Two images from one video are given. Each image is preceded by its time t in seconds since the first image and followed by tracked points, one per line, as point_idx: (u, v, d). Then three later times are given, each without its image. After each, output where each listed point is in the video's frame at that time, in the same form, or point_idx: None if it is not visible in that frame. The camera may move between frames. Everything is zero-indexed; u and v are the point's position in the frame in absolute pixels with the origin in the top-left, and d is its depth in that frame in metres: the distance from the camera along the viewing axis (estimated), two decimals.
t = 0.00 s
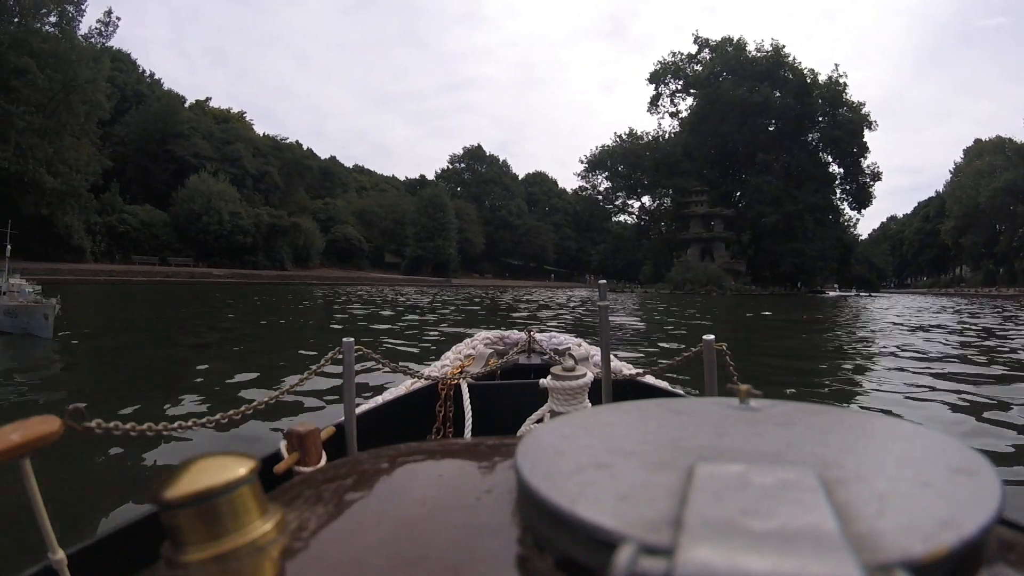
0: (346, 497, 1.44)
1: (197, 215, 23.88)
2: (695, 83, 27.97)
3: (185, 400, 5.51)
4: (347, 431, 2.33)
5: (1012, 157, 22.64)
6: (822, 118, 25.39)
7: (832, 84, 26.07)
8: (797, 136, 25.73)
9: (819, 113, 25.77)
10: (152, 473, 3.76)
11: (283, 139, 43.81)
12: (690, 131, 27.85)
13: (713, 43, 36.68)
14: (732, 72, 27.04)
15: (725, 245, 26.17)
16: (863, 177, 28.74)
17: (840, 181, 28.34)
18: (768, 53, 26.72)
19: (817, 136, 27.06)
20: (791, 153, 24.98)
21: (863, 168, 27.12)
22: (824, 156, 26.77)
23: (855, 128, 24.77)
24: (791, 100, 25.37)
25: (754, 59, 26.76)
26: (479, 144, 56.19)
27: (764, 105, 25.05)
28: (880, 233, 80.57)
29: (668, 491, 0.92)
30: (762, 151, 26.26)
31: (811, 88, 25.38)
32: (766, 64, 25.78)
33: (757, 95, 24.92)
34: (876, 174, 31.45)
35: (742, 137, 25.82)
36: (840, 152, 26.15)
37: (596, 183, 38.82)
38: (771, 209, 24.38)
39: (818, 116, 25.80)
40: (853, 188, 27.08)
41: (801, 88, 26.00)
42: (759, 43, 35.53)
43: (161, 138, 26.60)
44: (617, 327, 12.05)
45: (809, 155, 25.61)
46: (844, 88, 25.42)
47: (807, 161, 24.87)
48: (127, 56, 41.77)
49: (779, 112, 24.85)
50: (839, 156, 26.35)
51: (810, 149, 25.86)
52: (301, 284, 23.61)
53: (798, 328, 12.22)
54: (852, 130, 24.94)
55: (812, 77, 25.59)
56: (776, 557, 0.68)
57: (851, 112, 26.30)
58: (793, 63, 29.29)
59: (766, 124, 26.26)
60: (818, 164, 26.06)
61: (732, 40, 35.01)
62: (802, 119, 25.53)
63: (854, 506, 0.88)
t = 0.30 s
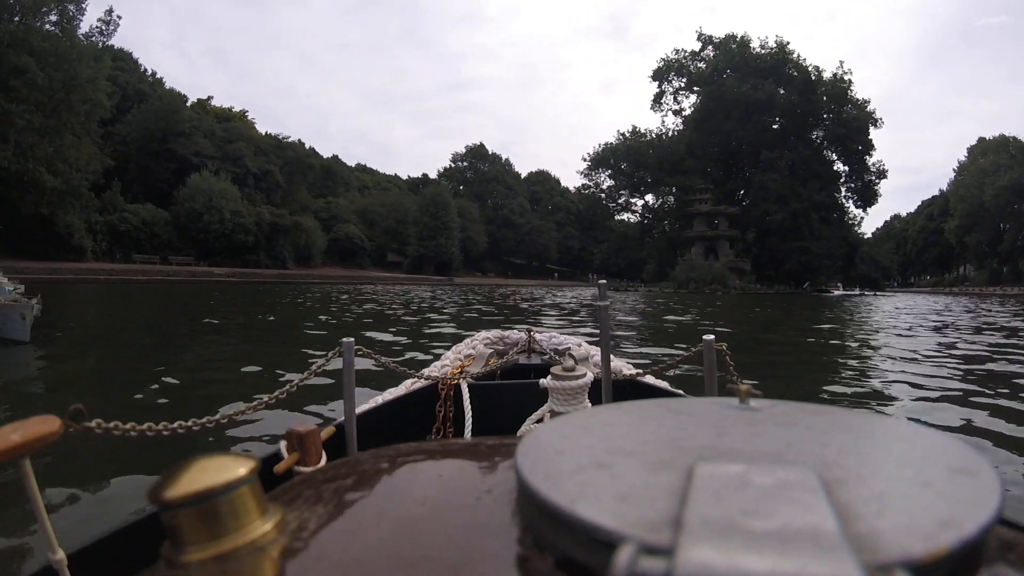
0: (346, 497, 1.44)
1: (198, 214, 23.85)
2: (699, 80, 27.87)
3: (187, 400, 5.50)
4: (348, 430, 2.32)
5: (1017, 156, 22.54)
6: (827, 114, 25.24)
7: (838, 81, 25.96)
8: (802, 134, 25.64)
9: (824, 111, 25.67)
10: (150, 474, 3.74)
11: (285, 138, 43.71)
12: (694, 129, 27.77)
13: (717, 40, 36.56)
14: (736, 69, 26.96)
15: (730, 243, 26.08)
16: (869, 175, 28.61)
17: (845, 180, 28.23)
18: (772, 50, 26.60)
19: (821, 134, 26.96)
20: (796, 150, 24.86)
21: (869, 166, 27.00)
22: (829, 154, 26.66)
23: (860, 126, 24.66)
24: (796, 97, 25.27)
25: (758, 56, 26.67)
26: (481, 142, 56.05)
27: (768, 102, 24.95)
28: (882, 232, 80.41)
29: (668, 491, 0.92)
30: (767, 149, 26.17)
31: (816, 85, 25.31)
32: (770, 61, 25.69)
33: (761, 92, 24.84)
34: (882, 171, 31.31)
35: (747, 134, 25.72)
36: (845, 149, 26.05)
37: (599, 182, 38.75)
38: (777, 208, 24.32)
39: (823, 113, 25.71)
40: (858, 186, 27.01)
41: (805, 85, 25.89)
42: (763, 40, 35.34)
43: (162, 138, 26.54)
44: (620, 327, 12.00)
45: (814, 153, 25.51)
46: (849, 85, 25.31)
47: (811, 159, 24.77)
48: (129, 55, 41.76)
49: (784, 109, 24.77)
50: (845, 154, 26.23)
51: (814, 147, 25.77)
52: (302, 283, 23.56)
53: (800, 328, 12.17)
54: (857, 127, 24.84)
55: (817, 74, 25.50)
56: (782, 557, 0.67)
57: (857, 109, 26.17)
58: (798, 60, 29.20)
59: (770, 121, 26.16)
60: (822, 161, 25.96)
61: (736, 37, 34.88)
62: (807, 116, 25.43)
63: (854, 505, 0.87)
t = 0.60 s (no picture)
0: (346, 497, 1.44)
1: (200, 215, 23.84)
2: (703, 81, 27.87)
3: (188, 401, 5.50)
4: (347, 430, 2.32)
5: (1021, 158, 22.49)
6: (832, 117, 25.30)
7: (843, 83, 25.94)
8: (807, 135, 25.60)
9: (828, 112, 25.65)
10: (150, 474, 3.74)
11: (288, 140, 43.65)
12: (698, 129, 27.75)
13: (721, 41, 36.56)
14: (739, 70, 26.98)
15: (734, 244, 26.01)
16: (873, 177, 28.58)
17: (850, 181, 28.17)
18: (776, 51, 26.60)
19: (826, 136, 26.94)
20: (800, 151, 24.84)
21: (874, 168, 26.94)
22: (833, 156, 26.66)
23: (865, 127, 24.62)
24: (801, 98, 25.25)
25: (762, 56, 26.66)
26: (484, 144, 56.00)
27: (773, 104, 24.94)
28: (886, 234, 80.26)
29: (668, 491, 0.92)
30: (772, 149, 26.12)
31: (821, 86, 25.30)
32: (774, 62, 25.70)
33: (765, 93, 24.83)
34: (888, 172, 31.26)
35: (752, 134, 25.70)
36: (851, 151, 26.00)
37: (602, 183, 38.71)
38: (782, 209, 24.31)
39: (828, 114, 25.68)
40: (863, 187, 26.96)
41: (810, 87, 25.91)
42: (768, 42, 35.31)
43: (164, 139, 26.52)
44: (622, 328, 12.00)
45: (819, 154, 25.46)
46: (854, 86, 25.29)
47: (815, 160, 24.74)
48: (131, 57, 41.73)
49: (788, 110, 24.76)
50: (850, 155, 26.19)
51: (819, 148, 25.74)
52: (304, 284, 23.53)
53: (800, 330, 12.17)
54: (862, 128, 24.82)
55: (821, 75, 25.49)
56: (781, 555, 0.68)
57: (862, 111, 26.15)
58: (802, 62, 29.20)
59: (775, 122, 26.12)
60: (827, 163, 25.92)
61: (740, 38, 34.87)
62: (812, 118, 25.40)
63: (853, 506, 0.87)
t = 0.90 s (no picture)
0: (346, 497, 1.44)
1: (201, 214, 23.83)
2: (707, 76, 27.79)
3: (189, 400, 5.50)
4: (347, 430, 2.33)
5: None
6: (836, 111, 25.23)
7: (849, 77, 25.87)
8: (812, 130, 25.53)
9: (833, 106, 25.59)
10: (150, 474, 3.74)
11: (290, 138, 43.60)
12: (702, 125, 27.69)
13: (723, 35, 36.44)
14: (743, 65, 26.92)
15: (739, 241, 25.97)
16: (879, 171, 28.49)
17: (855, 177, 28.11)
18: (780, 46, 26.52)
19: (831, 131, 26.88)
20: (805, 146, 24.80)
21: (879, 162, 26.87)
22: (838, 150, 26.59)
23: (870, 121, 24.54)
24: (805, 92, 25.19)
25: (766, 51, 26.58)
26: (486, 141, 55.88)
27: (776, 99, 24.89)
28: (891, 230, 80.05)
29: (669, 491, 0.92)
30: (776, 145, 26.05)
31: (826, 80, 25.24)
32: (778, 57, 25.64)
33: (770, 88, 24.77)
34: (894, 167, 31.17)
35: (757, 129, 25.63)
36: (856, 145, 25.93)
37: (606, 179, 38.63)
38: (787, 204, 24.29)
39: (833, 109, 25.59)
40: (869, 182, 26.87)
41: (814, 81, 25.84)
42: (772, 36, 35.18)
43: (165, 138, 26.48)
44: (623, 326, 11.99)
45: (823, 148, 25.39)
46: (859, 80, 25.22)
47: (820, 156, 24.67)
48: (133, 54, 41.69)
49: (792, 105, 24.70)
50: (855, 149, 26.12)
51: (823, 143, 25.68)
52: (307, 282, 23.52)
53: (801, 327, 12.15)
54: (867, 122, 24.74)
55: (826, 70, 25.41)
56: (779, 557, 0.68)
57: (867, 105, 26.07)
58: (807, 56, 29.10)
59: (779, 117, 26.06)
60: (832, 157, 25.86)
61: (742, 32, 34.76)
62: (817, 112, 25.33)
63: (854, 505, 0.88)
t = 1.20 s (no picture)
0: (346, 498, 1.44)
1: (203, 214, 23.82)
2: (711, 76, 27.78)
3: (190, 401, 5.48)
4: (347, 430, 2.32)
5: None
6: (842, 111, 25.22)
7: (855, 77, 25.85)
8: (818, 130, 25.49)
9: (839, 105, 25.56)
10: (151, 475, 3.73)
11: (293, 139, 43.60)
12: (706, 125, 27.68)
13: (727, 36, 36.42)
14: (746, 64, 26.91)
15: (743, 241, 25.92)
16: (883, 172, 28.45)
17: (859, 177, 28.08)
18: (785, 45, 26.50)
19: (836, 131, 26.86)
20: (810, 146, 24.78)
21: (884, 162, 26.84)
22: (844, 150, 26.56)
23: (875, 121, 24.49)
24: (810, 92, 25.16)
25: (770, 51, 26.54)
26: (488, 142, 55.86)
27: (781, 99, 24.88)
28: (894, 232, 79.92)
29: (668, 491, 0.92)
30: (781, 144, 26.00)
31: (831, 80, 25.23)
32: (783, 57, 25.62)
33: (774, 87, 24.75)
34: (898, 167, 31.12)
35: (761, 129, 25.61)
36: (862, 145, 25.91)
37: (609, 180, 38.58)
38: (791, 204, 24.30)
39: (839, 108, 25.55)
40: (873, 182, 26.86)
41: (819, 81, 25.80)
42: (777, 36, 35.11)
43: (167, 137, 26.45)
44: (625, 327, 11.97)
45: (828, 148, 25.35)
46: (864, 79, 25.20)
47: (824, 156, 24.63)
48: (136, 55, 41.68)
49: (796, 105, 24.69)
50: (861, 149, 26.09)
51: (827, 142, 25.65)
52: (308, 283, 23.50)
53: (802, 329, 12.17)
54: (873, 122, 24.71)
55: (832, 69, 25.39)
56: (778, 555, 0.68)
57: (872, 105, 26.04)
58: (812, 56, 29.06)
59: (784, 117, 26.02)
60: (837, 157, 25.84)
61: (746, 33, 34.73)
62: (823, 112, 25.30)
63: (853, 505, 0.88)
